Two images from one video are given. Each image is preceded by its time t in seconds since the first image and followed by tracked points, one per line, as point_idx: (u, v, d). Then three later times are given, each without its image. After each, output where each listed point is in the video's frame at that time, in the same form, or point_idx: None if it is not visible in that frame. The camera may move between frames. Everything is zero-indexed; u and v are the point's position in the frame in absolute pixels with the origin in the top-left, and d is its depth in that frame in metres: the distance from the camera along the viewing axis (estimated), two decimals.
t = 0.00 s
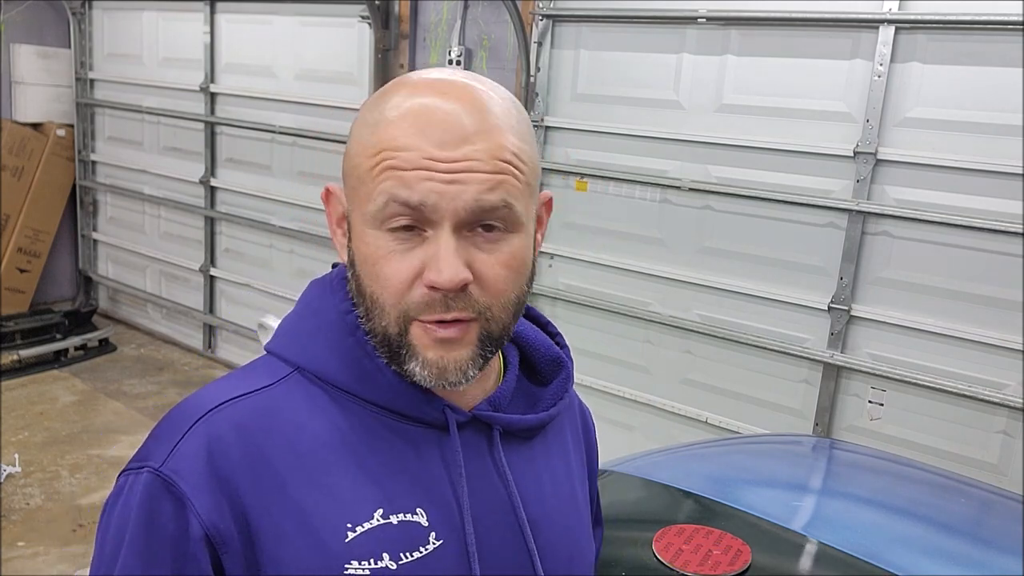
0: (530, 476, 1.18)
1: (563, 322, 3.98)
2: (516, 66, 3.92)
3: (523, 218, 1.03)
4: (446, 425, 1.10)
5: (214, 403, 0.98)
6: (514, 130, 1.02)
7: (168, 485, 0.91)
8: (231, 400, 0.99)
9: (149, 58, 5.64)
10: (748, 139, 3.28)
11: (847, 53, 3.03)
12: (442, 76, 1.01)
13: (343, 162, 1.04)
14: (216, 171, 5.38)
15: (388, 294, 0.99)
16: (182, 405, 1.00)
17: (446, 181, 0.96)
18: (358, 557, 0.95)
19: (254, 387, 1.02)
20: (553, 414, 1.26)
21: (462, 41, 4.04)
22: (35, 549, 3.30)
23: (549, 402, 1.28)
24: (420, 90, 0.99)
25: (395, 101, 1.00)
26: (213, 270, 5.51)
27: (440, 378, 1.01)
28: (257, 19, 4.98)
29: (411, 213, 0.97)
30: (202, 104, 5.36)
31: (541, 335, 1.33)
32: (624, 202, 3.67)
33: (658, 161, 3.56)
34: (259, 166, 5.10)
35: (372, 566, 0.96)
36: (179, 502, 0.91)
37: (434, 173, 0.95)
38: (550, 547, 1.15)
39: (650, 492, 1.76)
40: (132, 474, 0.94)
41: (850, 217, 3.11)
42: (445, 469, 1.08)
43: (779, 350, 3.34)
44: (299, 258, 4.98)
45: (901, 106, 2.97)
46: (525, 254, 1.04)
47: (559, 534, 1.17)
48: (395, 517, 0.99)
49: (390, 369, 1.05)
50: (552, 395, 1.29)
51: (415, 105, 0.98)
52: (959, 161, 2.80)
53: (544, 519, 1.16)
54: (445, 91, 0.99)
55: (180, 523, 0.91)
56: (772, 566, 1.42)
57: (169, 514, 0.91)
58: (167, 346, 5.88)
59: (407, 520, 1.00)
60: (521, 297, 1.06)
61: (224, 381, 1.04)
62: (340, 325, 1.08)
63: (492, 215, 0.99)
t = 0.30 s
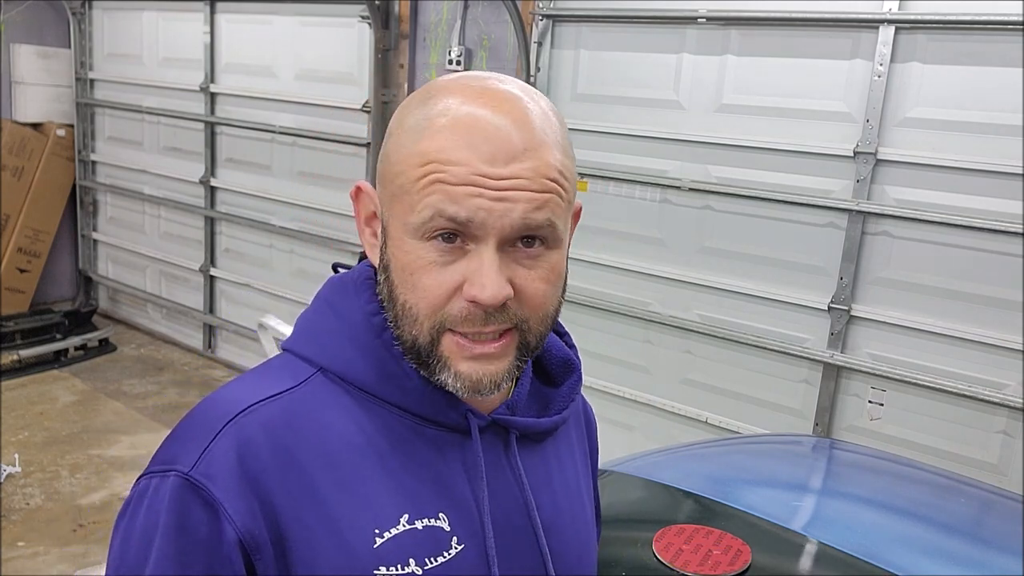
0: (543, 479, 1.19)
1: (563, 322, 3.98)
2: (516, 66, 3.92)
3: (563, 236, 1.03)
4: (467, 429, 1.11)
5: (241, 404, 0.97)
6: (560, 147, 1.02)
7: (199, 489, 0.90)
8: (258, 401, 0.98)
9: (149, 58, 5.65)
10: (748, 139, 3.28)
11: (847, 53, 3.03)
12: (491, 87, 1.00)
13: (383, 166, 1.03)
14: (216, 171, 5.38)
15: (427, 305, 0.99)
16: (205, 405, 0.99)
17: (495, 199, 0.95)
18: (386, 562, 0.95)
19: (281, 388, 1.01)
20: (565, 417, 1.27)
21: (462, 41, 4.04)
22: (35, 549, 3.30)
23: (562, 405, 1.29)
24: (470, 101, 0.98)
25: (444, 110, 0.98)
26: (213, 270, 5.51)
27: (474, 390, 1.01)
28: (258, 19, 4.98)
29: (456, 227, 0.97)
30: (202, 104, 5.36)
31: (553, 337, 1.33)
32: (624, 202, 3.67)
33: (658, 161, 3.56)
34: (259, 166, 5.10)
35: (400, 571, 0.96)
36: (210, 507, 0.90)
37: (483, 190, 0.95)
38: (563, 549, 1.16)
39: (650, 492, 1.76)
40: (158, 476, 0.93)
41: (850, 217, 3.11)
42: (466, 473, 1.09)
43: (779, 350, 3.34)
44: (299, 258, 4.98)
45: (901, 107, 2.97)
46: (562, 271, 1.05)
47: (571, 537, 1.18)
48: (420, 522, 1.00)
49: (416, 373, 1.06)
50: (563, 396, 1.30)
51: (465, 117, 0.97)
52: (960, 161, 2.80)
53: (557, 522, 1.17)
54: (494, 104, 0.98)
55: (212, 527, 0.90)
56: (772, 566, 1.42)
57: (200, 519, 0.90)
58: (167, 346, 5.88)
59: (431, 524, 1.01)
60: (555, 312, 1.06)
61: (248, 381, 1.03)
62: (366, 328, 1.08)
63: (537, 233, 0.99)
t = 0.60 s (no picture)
0: (547, 489, 1.18)
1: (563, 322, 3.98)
2: (517, 66, 3.91)
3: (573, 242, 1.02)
4: (466, 439, 1.10)
5: (234, 409, 0.98)
6: (572, 150, 1.01)
7: (185, 494, 0.91)
8: (252, 406, 0.98)
9: (149, 58, 5.65)
10: (748, 139, 3.28)
11: (846, 53, 3.03)
12: (504, 88, 0.99)
13: (393, 165, 1.03)
14: (216, 171, 5.38)
15: (434, 309, 0.99)
16: (200, 408, 0.99)
17: (506, 203, 0.95)
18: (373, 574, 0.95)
19: (276, 393, 1.01)
20: (573, 427, 1.27)
21: (461, 41, 4.03)
22: (35, 549, 3.30)
23: (570, 414, 1.29)
24: (482, 102, 0.98)
25: (456, 112, 0.98)
26: (213, 270, 5.51)
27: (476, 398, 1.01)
28: (257, 19, 4.98)
29: (465, 231, 0.96)
30: (202, 104, 5.36)
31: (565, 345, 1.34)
32: (624, 202, 3.67)
33: (658, 161, 3.56)
34: (259, 166, 5.10)
35: None
36: (195, 512, 0.91)
37: (494, 193, 0.94)
38: (561, 560, 1.16)
39: (650, 492, 1.75)
40: (147, 479, 0.93)
41: (850, 217, 3.11)
42: (463, 483, 1.08)
43: (779, 350, 3.34)
44: (299, 258, 4.98)
45: (901, 107, 2.97)
46: (570, 278, 1.04)
47: (573, 547, 1.19)
48: (411, 533, 0.99)
49: (414, 379, 1.06)
50: (572, 406, 1.30)
51: (478, 119, 0.96)
52: (959, 161, 2.80)
53: (559, 532, 1.17)
54: (507, 106, 0.97)
55: (195, 532, 0.91)
56: (772, 566, 1.42)
57: (184, 524, 0.91)
58: (167, 346, 5.88)
59: (423, 535, 1.01)
60: (562, 319, 1.06)
61: (246, 384, 1.03)
62: (365, 332, 1.07)
63: (547, 239, 0.98)
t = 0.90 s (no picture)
0: (528, 499, 1.19)
1: (563, 322, 3.98)
2: (517, 65, 3.91)
3: (557, 216, 1.07)
4: (436, 448, 1.12)
5: (192, 424, 1.01)
6: (553, 127, 1.08)
7: (136, 511, 0.94)
8: (209, 421, 1.01)
9: (149, 58, 5.65)
10: (748, 139, 3.28)
11: (846, 53, 3.03)
12: (483, 69, 1.07)
13: (376, 145, 1.07)
14: (216, 171, 5.38)
15: (420, 275, 1.01)
16: (162, 424, 1.03)
17: (495, 161, 1.00)
18: None
19: (237, 405, 1.04)
20: (556, 434, 1.26)
21: (462, 41, 4.03)
22: (35, 549, 3.30)
23: (555, 420, 1.29)
24: (465, 77, 1.05)
25: (440, 86, 1.04)
26: (213, 270, 5.51)
27: (464, 367, 1.02)
28: (257, 19, 4.98)
29: (452, 191, 1.00)
30: (202, 104, 5.36)
31: (549, 349, 1.36)
32: (624, 202, 3.67)
33: (658, 161, 3.56)
34: (259, 166, 5.10)
35: None
36: (144, 529, 0.93)
37: (483, 151, 1.00)
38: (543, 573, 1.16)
39: (650, 492, 1.76)
40: (103, 495, 0.96)
41: (850, 217, 3.11)
42: (433, 495, 1.10)
43: (779, 350, 3.35)
44: (299, 258, 4.98)
45: (901, 108, 2.97)
46: (554, 254, 1.08)
47: (559, 558, 1.18)
48: (375, 550, 1.00)
49: (378, 387, 1.08)
50: (557, 413, 1.30)
51: (463, 89, 1.03)
52: (959, 161, 2.80)
53: (542, 543, 1.17)
54: (487, 80, 1.05)
55: (143, 548, 0.93)
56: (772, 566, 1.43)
57: (134, 540, 0.93)
58: (167, 346, 5.88)
59: (389, 552, 1.01)
60: (547, 297, 1.09)
61: (210, 397, 1.07)
62: (330, 340, 1.10)
63: (532, 205, 1.03)
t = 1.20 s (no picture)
0: (497, 509, 1.18)
1: (563, 322, 3.99)
2: (517, 66, 3.91)
3: (537, 232, 1.07)
4: (399, 463, 1.10)
5: (136, 445, 0.98)
6: (536, 138, 1.08)
7: (76, 541, 0.92)
8: (156, 441, 0.99)
9: (149, 58, 5.65)
10: (748, 139, 3.28)
11: (846, 53, 3.03)
12: (463, 70, 1.05)
13: (351, 145, 1.05)
14: (216, 171, 5.38)
15: (394, 290, 1.01)
16: (105, 443, 1.00)
17: (480, 176, 0.99)
18: None
19: (185, 422, 1.02)
20: (526, 442, 1.26)
21: (461, 41, 4.03)
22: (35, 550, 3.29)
23: (524, 427, 1.29)
24: (447, 82, 1.03)
25: (423, 88, 1.03)
26: (213, 270, 5.51)
27: (434, 388, 1.03)
28: (257, 19, 4.98)
29: (433, 204, 0.99)
30: (202, 104, 5.36)
31: (518, 353, 1.37)
32: (624, 202, 3.67)
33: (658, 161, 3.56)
34: (259, 166, 5.10)
35: None
36: (85, 558, 0.92)
37: (468, 165, 0.99)
38: None
39: (650, 492, 1.76)
40: (43, 521, 0.95)
41: (850, 217, 3.11)
42: (396, 512, 1.08)
43: (779, 350, 3.35)
44: (300, 258, 4.98)
45: (901, 108, 2.97)
46: (531, 271, 1.09)
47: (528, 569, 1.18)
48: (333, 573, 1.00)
49: (334, 402, 1.06)
50: (526, 419, 1.30)
51: (450, 95, 1.02)
52: (960, 161, 2.79)
53: (510, 555, 1.17)
54: (469, 86, 1.03)
55: None
56: (773, 566, 1.43)
57: (75, 569, 0.92)
58: (167, 346, 5.88)
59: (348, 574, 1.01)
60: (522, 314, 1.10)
61: (158, 413, 1.04)
62: (282, 353, 1.07)
63: (514, 223, 1.03)
